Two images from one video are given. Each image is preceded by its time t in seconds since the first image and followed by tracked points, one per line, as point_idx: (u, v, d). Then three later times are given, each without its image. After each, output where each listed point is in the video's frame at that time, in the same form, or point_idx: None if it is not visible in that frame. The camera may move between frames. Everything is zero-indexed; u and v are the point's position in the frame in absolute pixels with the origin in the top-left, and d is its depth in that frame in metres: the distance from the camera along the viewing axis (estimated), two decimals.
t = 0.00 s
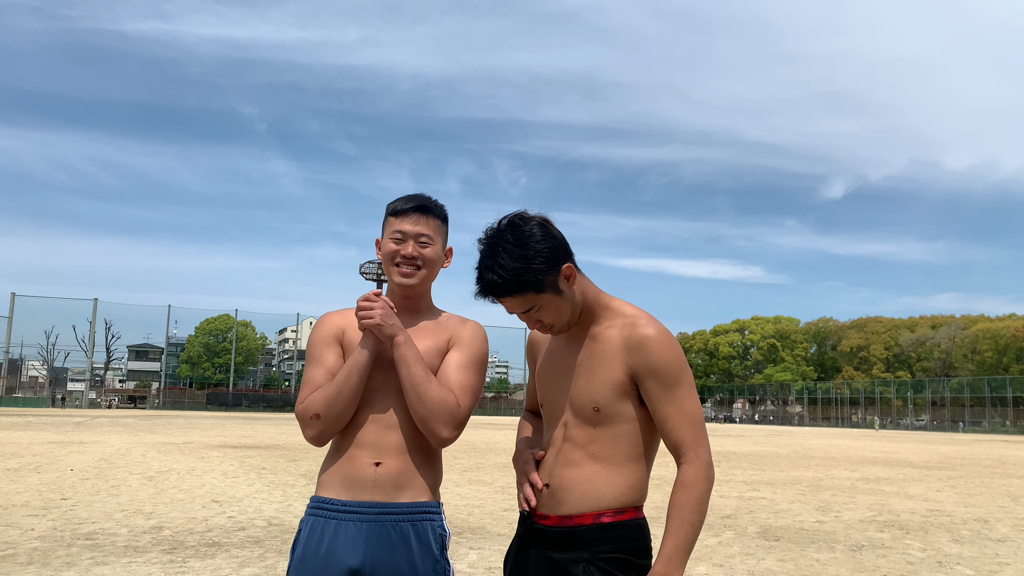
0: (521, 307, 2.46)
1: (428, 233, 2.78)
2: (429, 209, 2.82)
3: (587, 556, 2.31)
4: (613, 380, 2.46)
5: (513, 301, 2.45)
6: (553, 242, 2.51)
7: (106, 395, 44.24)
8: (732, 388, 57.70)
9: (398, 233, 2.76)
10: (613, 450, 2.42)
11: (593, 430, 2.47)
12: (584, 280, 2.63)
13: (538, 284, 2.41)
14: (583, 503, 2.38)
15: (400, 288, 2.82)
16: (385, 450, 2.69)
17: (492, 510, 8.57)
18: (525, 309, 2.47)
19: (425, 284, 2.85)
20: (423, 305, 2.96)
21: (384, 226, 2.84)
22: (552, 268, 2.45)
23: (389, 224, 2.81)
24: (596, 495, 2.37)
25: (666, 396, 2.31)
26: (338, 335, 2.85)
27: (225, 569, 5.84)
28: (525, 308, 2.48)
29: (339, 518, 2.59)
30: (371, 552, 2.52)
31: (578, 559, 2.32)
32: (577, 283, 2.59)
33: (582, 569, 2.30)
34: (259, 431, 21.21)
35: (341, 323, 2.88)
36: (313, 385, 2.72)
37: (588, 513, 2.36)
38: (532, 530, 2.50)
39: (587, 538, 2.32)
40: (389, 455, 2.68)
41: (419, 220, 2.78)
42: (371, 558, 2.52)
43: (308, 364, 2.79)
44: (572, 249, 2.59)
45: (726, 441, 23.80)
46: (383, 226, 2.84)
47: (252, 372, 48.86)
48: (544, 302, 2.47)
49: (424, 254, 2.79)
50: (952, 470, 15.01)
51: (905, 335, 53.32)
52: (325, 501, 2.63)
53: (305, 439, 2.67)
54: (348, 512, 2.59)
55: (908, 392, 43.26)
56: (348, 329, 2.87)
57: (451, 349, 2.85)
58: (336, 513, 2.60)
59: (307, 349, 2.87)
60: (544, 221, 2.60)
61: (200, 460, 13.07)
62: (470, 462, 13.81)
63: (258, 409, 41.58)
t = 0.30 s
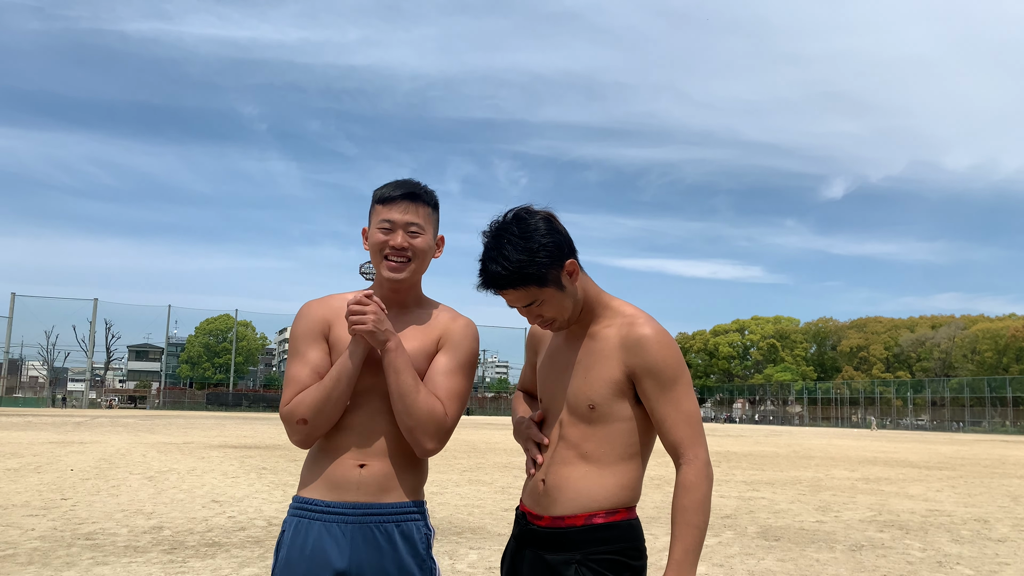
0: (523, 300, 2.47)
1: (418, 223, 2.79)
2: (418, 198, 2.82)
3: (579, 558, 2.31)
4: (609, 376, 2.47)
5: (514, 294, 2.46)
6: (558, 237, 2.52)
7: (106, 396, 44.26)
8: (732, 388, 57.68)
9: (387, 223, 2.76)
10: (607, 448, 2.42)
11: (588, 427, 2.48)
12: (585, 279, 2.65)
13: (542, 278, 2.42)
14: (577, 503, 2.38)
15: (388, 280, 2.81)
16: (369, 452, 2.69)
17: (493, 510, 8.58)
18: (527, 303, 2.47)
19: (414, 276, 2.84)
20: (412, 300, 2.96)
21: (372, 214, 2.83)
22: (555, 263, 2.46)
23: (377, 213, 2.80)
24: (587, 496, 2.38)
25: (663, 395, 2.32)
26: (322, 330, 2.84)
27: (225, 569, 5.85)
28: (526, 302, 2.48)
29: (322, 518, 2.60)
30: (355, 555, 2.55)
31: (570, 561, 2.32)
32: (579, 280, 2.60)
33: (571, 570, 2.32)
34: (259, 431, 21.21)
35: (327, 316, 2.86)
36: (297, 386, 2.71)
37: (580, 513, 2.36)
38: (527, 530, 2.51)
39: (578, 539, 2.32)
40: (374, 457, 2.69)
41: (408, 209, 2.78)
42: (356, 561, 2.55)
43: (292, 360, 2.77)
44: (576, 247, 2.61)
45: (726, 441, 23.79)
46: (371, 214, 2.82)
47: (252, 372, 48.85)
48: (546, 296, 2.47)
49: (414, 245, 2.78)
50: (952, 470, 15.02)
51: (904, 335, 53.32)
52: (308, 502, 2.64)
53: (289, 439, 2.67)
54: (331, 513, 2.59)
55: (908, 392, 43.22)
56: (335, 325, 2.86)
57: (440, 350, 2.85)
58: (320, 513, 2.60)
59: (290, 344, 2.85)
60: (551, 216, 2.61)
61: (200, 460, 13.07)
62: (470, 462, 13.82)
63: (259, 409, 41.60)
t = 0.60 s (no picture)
0: (522, 298, 2.47)
1: (405, 210, 2.72)
2: (401, 182, 2.77)
3: (575, 559, 2.32)
4: (607, 376, 2.48)
5: (515, 291, 2.46)
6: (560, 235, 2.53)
7: (106, 396, 44.27)
8: (732, 388, 57.68)
9: (371, 212, 2.69)
10: (604, 449, 2.43)
11: (585, 428, 2.48)
12: (587, 280, 2.66)
13: (543, 276, 2.43)
14: (571, 504, 2.39)
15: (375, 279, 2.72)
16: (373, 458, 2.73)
17: (493, 510, 8.59)
18: (527, 300, 2.48)
19: (405, 270, 2.75)
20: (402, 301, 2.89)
21: (356, 206, 2.76)
22: (555, 262, 2.47)
23: (360, 203, 2.74)
24: (583, 496, 2.39)
25: (661, 397, 2.32)
26: (313, 351, 2.74)
27: (225, 569, 5.85)
28: (525, 299, 2.48)
29: (325, 512, 2.69)
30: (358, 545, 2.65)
31: (566, 562, 2.33)
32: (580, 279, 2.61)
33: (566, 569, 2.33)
34: (259, 431, 21.22)
35: (313, 333, 2.75)
36: (296, 415, 2.66)
37: (576, 514, 2.37)
38: (521, 532, 2.52)
39: (574, 540, 2.33)
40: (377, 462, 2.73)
41: (392, 197, 2.72)
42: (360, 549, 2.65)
43: (283, 387, 2.69)
44: (577, 247, 2.62)
45: (727, 441, 23.81)
46: (354, 207, 2.75)
47: (252, 372, 48.86)
48: (546, 294, 2.48)
49: (402, 234, 2.70)
50: (952, 470, 15.03)
51: (904, 335, 53.35)
52: (312, 497, 2.73)
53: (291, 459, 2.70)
54: (332, 506, 2.69)
55: (908, 392, 43.21)
56: (324, 335, 2.77)
57: (444, 365, 2.86)
58: (322, 507, 2.70)
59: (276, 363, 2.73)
60: (552, 213, 2.62)
61: (200, 460, 13.08)
62: (470, 462, 13.83)
63: (259, 409, 41.62)
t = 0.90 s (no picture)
0: (524, 297, 2.47)
1: (408, 260, 2.54)
2: (403, 227, 2.55)
3: (573, 559, 2.33)
4: (608, 375, 2.48)
5: (517, 290, 2.46)
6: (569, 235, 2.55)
7: (106, 396, 44.29)
8: (732, 388, 57.71)
9: (367, 262, 2.50)
10: (602, 449, 2.43)
11: (582, 428, 2.48)
12: (588, 280, 2.67)
13: (545, 276, 2.43)
14: (569, 505, 2.39)
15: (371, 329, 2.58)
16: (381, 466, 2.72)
17: (493, 510, 8.59)
18: (529, 299, 2.47)
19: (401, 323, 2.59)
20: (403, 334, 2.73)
21: (350, 247, 2.58)
22: (559, 261, 2.47)
23: (355, 249, 2.54)
24: (580, 495, 2.39)
25: (662, 399, 2.32)
26: (306, 386, 2.69)
27: (225, 569, 5.86)
28: (526, 300, 2.48)
29: (338, 503, 2.72)
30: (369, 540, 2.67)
31: (563, 562, 2.34)
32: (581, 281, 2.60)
33: (558, 563, 2.34)
34: (259, 431, 21.24)
35: (306, 368, 2.68)
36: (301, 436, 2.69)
37: (573, 515, 2.37)
38: (518, 533, 2.52)
39: (572, 540, 2.33)
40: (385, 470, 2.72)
41: (393, 246, 2.52)
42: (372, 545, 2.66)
43: (285, 420, 2.71)
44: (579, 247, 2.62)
45: (727, 441, 23.83)
46: (349, 248, 2.57)
47: (252, 372, 48.87)
48: (548, 293, 2.48)
49: (402, 286, 2.53)
50: (952, 470, 15.04)
51: (904, 335, 53.40)
52: (325, 490, 2.75)
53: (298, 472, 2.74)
54: (345, 499, 2.71)
55: (908, 392, 43.21)
56: (320, 365, 2.70)
57: (443, 399, 2.75)
58: (336, 500, 2.72)
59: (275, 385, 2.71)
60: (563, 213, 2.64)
61: (200, 460, 13.10)
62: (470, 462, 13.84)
63: (259, 409, 41.65)
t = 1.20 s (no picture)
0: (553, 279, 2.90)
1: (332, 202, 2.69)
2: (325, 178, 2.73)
3: (608, 537, 2.59)
4: (611, 357, 2.80)
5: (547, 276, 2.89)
6: (586, 217, 3.01)
7: (106, 396, 44.27)
8: (732, 388, 57.65)
9: (320, 201, 2.63)
10: (610, 433, 2.73)
11: (598, 411, 2.73)
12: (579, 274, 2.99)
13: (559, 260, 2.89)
14: (599, 488, 2.65)
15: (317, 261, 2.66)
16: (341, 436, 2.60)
17: (491, 510, 8.55)
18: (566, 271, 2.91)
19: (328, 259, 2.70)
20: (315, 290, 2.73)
21: (291, 190, 2.60)
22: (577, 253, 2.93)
23: (301, 191, 2.60)
24: (608, 482, 2.68)
25: (651, 381, 2.82)
26: (274, 337, 2.37)
27: (225, 569, 5.84)
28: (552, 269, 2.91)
29: (321, 516, 2.44)
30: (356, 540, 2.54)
31: (599, 540, 2.58)
32: (574, 268, 2.96)
33: (614, 553, 2.58)
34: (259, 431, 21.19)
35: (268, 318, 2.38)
36: (279, 401, 2.26)
37: (604, 498, 2.65)
38: (542, 522, 2.61)
39: (605, 520, 2.61)
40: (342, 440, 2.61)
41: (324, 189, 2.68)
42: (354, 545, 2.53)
43: (255, 373, 2.27)
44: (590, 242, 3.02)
45: (727, 441, 23.78)
46: (290, 192, 2.59)
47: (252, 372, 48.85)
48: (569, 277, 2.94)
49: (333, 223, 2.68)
50: (952, 470, 15.00)
51: (904, 335, 53.33)
52: (302, 504, 2.41)
53: (267, 452, 2.27)
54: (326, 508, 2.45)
55: (908, 392, 43.16)
56: (278, 322, 2.43)
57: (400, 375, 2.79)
58: (318, 512, 2.43)
59: (223, 357, 2.30)
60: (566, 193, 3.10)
61: (200, 460, 13.07)
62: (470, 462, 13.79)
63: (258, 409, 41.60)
